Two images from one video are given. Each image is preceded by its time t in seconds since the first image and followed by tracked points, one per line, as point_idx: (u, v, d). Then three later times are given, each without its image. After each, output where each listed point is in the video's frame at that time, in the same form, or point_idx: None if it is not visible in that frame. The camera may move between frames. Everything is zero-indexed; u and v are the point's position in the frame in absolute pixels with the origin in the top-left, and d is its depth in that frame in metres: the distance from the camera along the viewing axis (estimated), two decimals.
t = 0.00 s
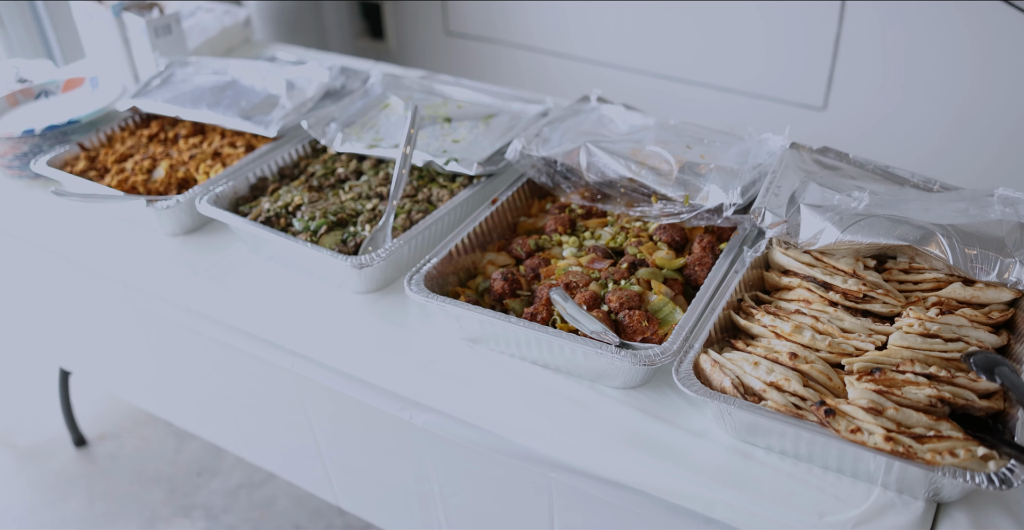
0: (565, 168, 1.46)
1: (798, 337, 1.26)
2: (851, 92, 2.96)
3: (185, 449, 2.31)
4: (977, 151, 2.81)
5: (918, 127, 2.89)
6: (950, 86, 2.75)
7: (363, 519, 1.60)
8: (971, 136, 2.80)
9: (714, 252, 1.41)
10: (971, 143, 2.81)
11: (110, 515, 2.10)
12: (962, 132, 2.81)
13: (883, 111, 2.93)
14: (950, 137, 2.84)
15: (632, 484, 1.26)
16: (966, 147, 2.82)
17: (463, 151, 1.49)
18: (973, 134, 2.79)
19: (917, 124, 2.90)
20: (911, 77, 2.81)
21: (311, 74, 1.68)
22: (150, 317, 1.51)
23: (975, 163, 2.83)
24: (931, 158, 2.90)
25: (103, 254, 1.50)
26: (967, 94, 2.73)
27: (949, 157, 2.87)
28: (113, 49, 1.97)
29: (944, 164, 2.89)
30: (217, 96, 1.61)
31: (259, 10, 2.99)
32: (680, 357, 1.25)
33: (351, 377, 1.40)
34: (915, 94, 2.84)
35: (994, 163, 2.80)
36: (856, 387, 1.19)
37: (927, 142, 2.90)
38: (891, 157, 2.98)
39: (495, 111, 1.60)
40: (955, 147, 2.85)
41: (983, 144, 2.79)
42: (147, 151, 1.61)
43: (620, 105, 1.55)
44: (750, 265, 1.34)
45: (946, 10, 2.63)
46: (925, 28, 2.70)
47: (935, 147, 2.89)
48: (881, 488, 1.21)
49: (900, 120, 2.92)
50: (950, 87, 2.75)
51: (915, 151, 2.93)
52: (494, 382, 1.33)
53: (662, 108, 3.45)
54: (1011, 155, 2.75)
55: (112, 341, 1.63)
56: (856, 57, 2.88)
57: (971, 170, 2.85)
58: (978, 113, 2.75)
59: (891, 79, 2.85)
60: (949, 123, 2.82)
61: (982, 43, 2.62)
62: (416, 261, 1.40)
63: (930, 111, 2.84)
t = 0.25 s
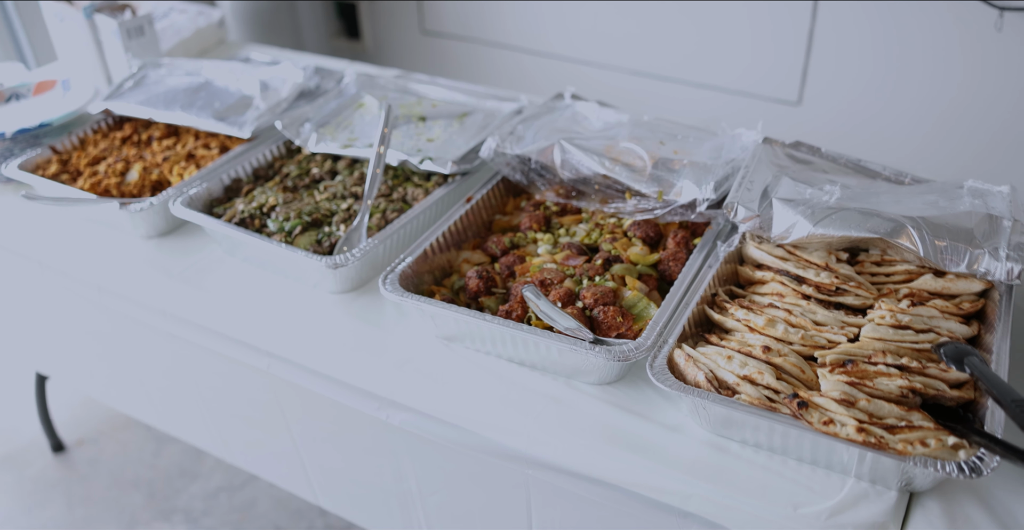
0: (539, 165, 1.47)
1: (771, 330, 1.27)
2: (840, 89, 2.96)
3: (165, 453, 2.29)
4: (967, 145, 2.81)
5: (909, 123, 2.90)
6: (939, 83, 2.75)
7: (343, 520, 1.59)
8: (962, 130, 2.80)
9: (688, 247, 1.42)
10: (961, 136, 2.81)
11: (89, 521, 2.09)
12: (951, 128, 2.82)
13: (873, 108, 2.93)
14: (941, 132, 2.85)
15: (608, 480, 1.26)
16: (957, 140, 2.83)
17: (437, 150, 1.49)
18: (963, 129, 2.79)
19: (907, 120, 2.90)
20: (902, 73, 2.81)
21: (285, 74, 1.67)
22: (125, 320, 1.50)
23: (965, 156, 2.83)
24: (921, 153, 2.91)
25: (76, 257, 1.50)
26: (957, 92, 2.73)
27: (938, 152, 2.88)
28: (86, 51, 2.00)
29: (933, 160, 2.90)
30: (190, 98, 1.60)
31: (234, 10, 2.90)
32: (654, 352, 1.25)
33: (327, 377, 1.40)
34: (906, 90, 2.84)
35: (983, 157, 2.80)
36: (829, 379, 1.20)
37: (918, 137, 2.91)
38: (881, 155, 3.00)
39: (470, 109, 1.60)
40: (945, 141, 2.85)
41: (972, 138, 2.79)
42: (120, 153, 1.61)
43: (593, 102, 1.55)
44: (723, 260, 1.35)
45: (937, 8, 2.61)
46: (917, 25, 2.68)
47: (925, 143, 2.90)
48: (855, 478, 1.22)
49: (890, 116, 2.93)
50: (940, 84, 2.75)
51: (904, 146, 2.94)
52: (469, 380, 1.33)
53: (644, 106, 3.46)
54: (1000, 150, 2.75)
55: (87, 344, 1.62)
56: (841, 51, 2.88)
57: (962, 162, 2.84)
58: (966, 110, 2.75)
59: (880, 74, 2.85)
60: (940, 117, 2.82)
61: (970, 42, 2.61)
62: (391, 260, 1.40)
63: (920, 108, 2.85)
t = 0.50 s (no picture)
0: (513, 163, 1.47)
1: (744, 324, 1.27)
2: (825, 86, 2.97)
3: (143, 458, 2.28)
4: (956, 139, 2.82)
5: (895, 118, 2.90)
6: (926, 79, 2.77)
7: (322, 521, 1.59)
8: (949, 124, 2.80)
9: (661, 242, 1.42)
10: (950, 130, 2.81)
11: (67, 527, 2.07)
12: (936, 124, 2.83)
13: (860, 104, 2.94)
14: (928, 127, 2.86)
15: (583, 476, 1.26)
16: (945, 134, 2.83)
17: (411, 149, 1.48)
18: (949, 123, 2.80)
19: (893, 116, 2.91)
20: (890, 69, 2.82)
21: (257, 74, 1.66)
22: (98, 324, 1.49)
23: (955, 149, 2.83)
24: (908, 149, 2.93)
25: (48, 262, 1.49)
26: (944, 86, 2.74)
27: (926, 148, 2.89)
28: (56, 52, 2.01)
29: (920, 156, 2.91)
30: (162, 99, 1.59)
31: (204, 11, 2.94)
32: (627, 347, 1.26)
33: (302, 378, 1.40)
34: (894, 86, 2.85)
35: (974, 151, 2.80)
36: (801, 371, 1.20)
37: (906, 135, 2.91)
38: (869, 152, 3.00)
39: (444, 108, 1.60)
40: (933, 136, 2.86)
41: (960, 132, 2.80)
42: (91, 156, 1.59)
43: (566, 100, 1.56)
44: (697, 255, 1.36)
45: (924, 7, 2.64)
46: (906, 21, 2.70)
47: (914, 138, 2.90)
48: (828, 469, 1.23)
49: (877, 112, 2.94)
50: (927, 79, 2.77)
51: (893, 142, 2.95)
52: (444, 378, 1.34)
53: (626, 104, 3.48)
54: (992, 143, 2.75)
55: (60, 349, 1.61)
56: (824, 47, 2.89)
57: (951, 156, 2.85)
58: (954, 104, 2.76)
59: (868, 70, 2.86)
60: (927, 112, 2.83)
61: (957, 37, 2.63)
62: (365, 260, 1.40)
63: (907, 103, 2.86)
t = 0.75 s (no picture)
0: (485, 161, 1.47)
1: (715, 318, 1.28)
2: (808, 81, 2.99)
3: (120, 463, 2.26)
4: (940, 134, 2.86)
5: (880, 114, 2.93)
6: (912, 74, 2.80)
7: (299, 523, 1.59)
8: (934, 119, 2.85)
9: (634, 238, 1.43)
10: (935, 125, 2.86)
11: None
12: (920, 119, 2.88)
13: (847, 100, 2.97)
14: (912, 121, 2.90)
15: (557, 473, 1.27)
16: (930, 129, 2.88)
17: (383, 148, 1.48)
18: (934, 117, 2.85)
19: (877, 111, 2.94)
20: (878, 66, 2.83)
21: (228, 75, 1.66)
22: (68, 329, 1.48)
23: (941, 143, 2.88)
24: (891, 144, 2.97)
25: (17, 267, 1.48)
26: (930, 82, 2.78)
27: (910, 142, 2.93)
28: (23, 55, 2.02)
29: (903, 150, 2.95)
30: (132, 101, 1.58)
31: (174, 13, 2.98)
32: (599, 343, 1.26)
33: (276, 379, 1.39)
34: (880, 81, 2.87)
35: (960, 146, 2.85)
36: (772, 364, 1.21)
37: (889, 127, 2.95)
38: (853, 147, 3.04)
39: (415, 107, 1.60)
40: (918, 130, 2.90)
41: (945, 128, 2.84)
42: (60, 159, 1.58)
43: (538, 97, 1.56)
44: (668, 250, 1.36)
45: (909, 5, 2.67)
46: (894, 18, 2.71)
47: (898, 132, 2.94)
48: (800, 461, 1.24)
49: (862, 107, 2.96)
50: (913, 75, 2.80)
51: (878, 136, 2.98)
52: (417, 377, 1.33)
53: (607, 102, 3.48)
54: (977, 139, 2.81)
55: (30, 354, 1.60)
56: (807, 44, 2.91)
57: (937, 150, 2.89)
58: (939, 100, 2.80)
59: (854, 66, 2.87)
60: (913, 107, 2.87)
61: (946, 33, 2.66)
62: (338, 260, 1.40)
63: (891, 99, 2.89)
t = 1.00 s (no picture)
0: (457, 159, 1.46)
1: (687, 312, 1.28)
2: (795, 74, 3.05)
3: (97, 469, 2.24)
4: (925, 127, 2.93)
5: (865, 107, 3.00)
6: (896, 69, 2.86)
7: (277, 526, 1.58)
8: (919, 112, 2.92)
9: (606, 234, 1.43)
10: (920, 119, 2.93)
11: None
12: (904, 113, 2.95)
13: (833, 92, 3.02)
14: (897, 114, 2.96)
15: (532, 470, 1.27)
16: (915, 123, 2.95)
17: (355, 148, 1.48)
18: (919, 111, 2.92)
19: (861, 104, 3.00)
20: (864, 61, 2.89)
21: (199, 76, 1.65)
22: (39, 334, 1.47)
23: (927, 137, 2.95)
24: (874, 137, 3.03)
25: None
26: (916, 77, 2.84)
27: (892, 135, 3.01)
28: None
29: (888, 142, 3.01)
30: (102, 104, 1.57)
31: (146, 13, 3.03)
32: (571, 339, 1.26)
33: (250, 382, 1.38)
34: (865, 75, 2.92)
35: (945, 140, 2.92)
36: (743, 358, 1.21)
37: (874, 120, 3.02)
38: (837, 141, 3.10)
39: (387, 106, 1.60)
40: (902, 123, 2.97)
41: (931, 121, 2.91)
42: (29, 163, 1.57)
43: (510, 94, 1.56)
44: (640, 245, 1.37)
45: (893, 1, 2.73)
46: (880, 14, 2.77)
47: (881, 126, 3.01)
48: (773, 454, 1.24)
49: (847, 99, 3.02)
50: (897, 69, 2.86)
51: (863, 130, 3.05)
52: (391, 376, 1.34)
53: (589, 100, 3.49)
54: (963, 133, 2.88)
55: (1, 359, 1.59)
56: (792, 38, 2.96)
57: (923, 143, 2.96)
58: (925, 95, 2.87)
59: (838, 61, 2.94)
60: (898, 100, 2.93)
61: (931, 29, 2.73)
62: (311, 260, 1.39)
63: (876, 93, 2.95)
